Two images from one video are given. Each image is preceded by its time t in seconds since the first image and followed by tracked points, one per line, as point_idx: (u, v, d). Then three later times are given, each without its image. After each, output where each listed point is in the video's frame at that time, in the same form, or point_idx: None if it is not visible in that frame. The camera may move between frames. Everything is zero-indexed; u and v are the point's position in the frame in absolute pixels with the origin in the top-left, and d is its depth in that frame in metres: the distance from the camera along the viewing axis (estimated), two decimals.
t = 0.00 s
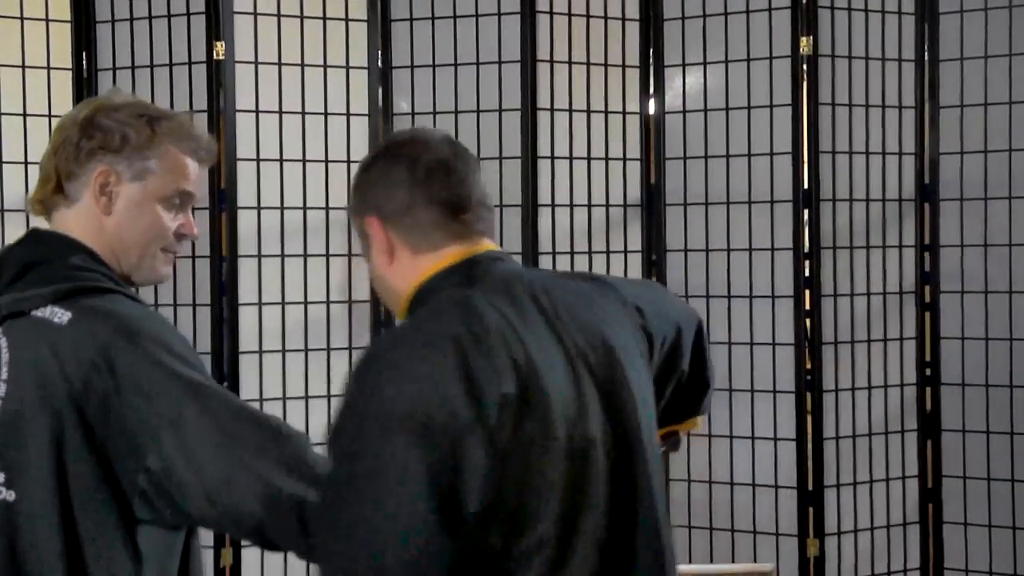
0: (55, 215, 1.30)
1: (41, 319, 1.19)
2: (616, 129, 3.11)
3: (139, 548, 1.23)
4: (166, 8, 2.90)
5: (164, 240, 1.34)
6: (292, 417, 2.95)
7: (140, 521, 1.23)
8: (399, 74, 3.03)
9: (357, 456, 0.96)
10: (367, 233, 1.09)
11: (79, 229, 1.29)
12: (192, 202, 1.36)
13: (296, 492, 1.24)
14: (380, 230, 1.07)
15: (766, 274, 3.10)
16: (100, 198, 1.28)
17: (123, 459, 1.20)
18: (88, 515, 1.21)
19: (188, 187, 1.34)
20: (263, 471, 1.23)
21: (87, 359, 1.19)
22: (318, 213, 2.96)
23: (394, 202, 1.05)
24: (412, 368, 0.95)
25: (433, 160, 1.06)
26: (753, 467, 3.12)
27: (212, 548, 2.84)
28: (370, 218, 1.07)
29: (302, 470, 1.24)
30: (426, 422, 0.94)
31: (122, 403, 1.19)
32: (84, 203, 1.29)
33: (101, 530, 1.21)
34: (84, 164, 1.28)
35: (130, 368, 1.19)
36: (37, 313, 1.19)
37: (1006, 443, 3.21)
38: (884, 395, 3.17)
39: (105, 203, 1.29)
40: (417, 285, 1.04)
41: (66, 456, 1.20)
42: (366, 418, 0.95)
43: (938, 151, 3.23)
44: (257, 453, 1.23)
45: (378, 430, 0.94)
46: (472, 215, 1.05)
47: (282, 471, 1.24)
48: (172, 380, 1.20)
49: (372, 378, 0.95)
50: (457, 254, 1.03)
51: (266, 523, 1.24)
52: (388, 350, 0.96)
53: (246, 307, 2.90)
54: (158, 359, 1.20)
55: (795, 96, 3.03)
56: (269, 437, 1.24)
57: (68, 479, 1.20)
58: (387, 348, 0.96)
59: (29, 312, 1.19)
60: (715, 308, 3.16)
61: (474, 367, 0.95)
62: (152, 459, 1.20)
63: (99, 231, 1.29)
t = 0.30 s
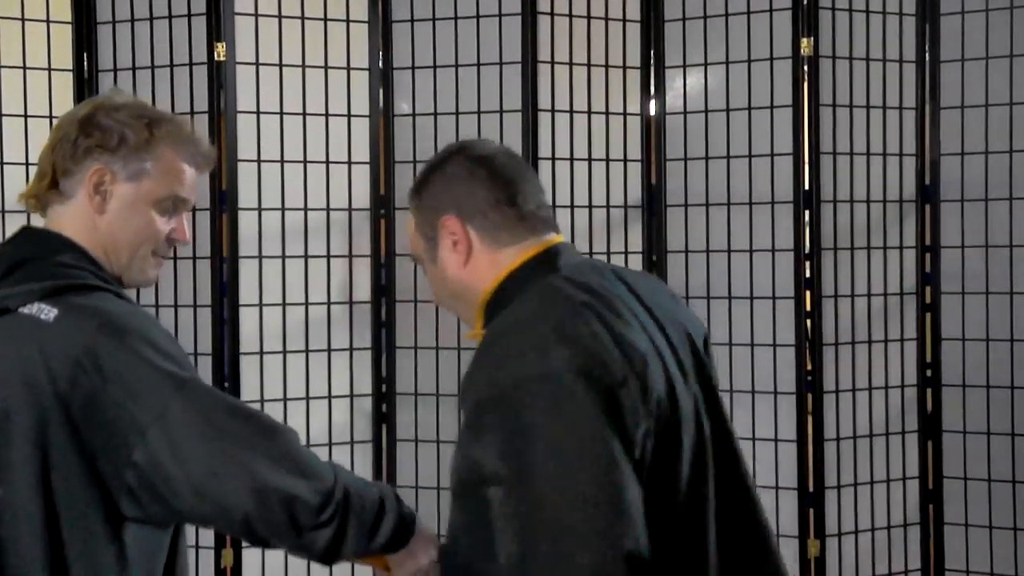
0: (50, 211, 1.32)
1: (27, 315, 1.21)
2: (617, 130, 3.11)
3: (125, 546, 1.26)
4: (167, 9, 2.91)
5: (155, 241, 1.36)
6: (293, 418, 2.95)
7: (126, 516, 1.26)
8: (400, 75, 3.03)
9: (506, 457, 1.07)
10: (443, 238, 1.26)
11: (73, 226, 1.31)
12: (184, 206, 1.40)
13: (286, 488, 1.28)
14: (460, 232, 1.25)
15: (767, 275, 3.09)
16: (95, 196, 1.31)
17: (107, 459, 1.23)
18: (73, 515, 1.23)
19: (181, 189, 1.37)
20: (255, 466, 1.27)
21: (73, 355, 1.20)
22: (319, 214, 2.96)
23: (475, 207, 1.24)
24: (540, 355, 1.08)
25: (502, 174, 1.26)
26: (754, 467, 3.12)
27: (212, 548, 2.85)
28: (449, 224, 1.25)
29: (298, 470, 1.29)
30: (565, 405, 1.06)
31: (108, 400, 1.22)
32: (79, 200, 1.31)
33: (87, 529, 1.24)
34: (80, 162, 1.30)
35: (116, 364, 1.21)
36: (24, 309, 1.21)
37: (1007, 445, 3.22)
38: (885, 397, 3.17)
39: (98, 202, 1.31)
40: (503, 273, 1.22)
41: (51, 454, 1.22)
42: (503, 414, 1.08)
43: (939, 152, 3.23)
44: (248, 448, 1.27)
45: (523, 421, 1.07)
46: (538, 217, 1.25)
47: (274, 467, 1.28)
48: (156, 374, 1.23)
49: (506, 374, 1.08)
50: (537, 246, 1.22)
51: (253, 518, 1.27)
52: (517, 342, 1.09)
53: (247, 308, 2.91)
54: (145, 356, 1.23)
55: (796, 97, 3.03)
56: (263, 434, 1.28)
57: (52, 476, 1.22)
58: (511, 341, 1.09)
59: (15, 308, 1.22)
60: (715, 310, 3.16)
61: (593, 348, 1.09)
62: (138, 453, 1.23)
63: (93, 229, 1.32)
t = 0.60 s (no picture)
0: (65, 206, 1.35)
1: (26, 310, 1.23)
2: (619, 129, 3.10)
3: (120, 544, 1.28)
4: (170, 8, 2.90)
5: (161, 255, 1.38)
6: (295, 417, 2.95)
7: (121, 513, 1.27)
8: (402, 74, 3.03)
9: (567, 406, 1.15)
10: (460, 235, 1.35)
11: (83, 226, 1.33)
12: (194, 229, 1.41)
13: (283, 485, 1.29)
14: (478, 230, 1.34)
15: (769, 275, 3.09)
16: (109, 200, 1.33)
17: (103, 456, 1.24)
18: (68, 514, 1.24)
19: (195, 212, 1.38)
20: (251, 463, 1.27)
21: (69, 352, 1.22)
22: (320, 213, 2.96)
23: (493, 205, 1.34)
24: (584, 297, 1.18)
25: (515, 175, 1.35)
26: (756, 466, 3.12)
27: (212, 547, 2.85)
28: (467, 221, 1.35)
29: (296, 465, 1.30)
30: (618, 333, 1.15)
31: (104, 396, 1.23)
32: (94, 200, 1.33)
33: (83, 527, 1.25)
34: (103, 164, 1.33)
35: (112, 360, 1.23)
36: (22, 304, 1.23)
37: (1010, 444, 3.19)
38: (887, 396, 3.17)
39: (112, 206, 1.33)
40: (523, 267, 1.32)
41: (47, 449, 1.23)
42: (557, 358, 1.16)
43: (941, 151, 3.23)
44: (244, 446, 1.27)
45: (580, 356, 1.15)
46: (550, 212, 1.35)
47: (271, 465, 1.28)
48: (152, 372, 1.23)
49: (555, 319, 1.18)
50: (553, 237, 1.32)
51: (248, 515, 1.27)
52: (561, 291, 1.20)
53: (249, 307, 2.92)
54: (144, 353, 1.24)
55: (798, 95, 3.03)
56: (261, 431, 1.28)
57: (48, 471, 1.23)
58: (553, 294, 1.20)
59: (13, 303, 1.23)
60: (717, 309, 3.14)
61: (633, 289, 1.19)
62: (134, 450, 1.23)
63: (101, 232, 1.34)
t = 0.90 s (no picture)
0: (81, 201, 1.44)
1: (29, 305, 1.26)
2: (625, 125, 3.09)
3: (119, 541, 1.31)
4: (175, 4, 2.91)
5: (167, 256, 1.47)
6: (301, 412, 2.96)
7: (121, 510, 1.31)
8: (407, 70, 3.04)
9: (558, 401, 1.12)
10: (442, 258, 1.39)
11: (94, 222, 1.43)
12: (202, 235, 1.50)
13: (280, 480, 1.29)
14: (457, 251, 1.38)
15: (775, 271, 3.08)
16: (122, 200, 1.42)
17: (102, 453, 1.27)
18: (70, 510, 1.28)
19: (204, 218, 1.47)
20: (250, 458, 1.28)
21: (70, 347, 1.25)
22: (327, 208, 2.97)
23: (471, 226, 1.37)
24: (561, 289, 1.16)
25: (491, 195, 1.39)
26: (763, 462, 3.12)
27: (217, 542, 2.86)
28: (448, 244, 1.38)
29: (296, 461, 1.31)
30: (599, 318, 1.12)
31: (105, 391, 1.25)
32: (107, 197, 1.43)
33: (83, 525, 1.29)
34: (120, 164, 1.43)
35: (112, 355, 1.26)
36: (26, 298, 1.27)
37: (1017, 439, 3.21)
38: (892, 391, 3.17)
39: (124, 205, 1.43)
40: (502, 280, 1.35)
41: (48, 446, 1.27)
42: (540, 353, 1.14)
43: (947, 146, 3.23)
44: (243, 441, 1.28)
45: (562, 347, 1.13)
46: (528, 228, 1.38)
47: (269, 461, 1.29)
48: (154, 368, 1.26)
49: (534, 315, 1.16)
50: (528, 248, 1.35)
51: (247, 509, 1.28)
52: (538, 287, 1.18)
53: (255, 302, 2.91)
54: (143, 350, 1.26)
55: (805, 91, 3.03)
56: (260, 426, 1.29)
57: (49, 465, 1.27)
58: (531, 291, 1.18)
59: (16, 297, 1.27)
60: (724, 304, 3.14)
61: (612, 279, 1.17)
62: (133, 445, 1.26)
63: (111, 230, 1.43)
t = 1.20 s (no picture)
0: (89, 187, 1.45)
1: (37, 292, 1.33)
2: (634, 111, 3.09)
3: (125, 528, 1.38)
4: None
5: (176, 243, 1.47)
6: (309, 400, 2.96)
7: (127, 497, 1.37)
8: (415, 56, 3.03)
9: (564, 393, 1.16)
10: (444, 253, 1.42)
11: (103, 209, 1.43)
12: (212, 221, 1.50)
13: (285, 472, 1.36)
14: (460, 245, 1.41)
15: (785, 256, 3.07)
16: (130, 186, 1.42)
17: (108, 442, 1.34)
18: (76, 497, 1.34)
19: (212, 204, 1.47)
20: (254, 448, 1.34)
21: (76, 333, 1.32)
22: (335, 193, 2.97)
23: (473, 220, 1.40)
24: (565, 282, 1.19)
25: (492, 188, 1.42)
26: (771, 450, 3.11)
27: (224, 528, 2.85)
28: (450, 239, 1.41)
29: (302, 451, 1.37)
30: (604, 311, 1.16)
31: (111, 379, 1.32)
32: (116, 184, 1.43)
33: (89, 511, 1.35)
34: (129, 151, 1.43)
35: (118, 342, 1.32)
36: (34, 286, 1.34)
37: None
38: (902, 377, 3.17)
39: (133, 191, 1.43)
40: (506, 273, 1.38)
41: (55, 435, 1.33)
42: (546, 346, 1.18)
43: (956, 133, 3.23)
44: (246, 430, 1.34)
45: (566, 341, 1.17)
46: (529, 221, 1.42)
47: (275, 452, 1.35)
48: (160, 356, 1.33)
49: (538, 309, 1.20)
50: (529, 241, 1.38)
51: (252, 499, 1.35)
52: (542, 281, 1.21)
53: (262, 288, 2.91)
54: (148, 339, 1.33)
55: (814, 77, 3.01)
56: (265, 417, 1.35)
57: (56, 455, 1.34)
58: (535, 285, 1.22)
59: (25, 284, 1.34)
60: (732, 290, 3.14)
61: (614, 270, 1.20)
62: (139, 433, 1.33)
63: (119, 217, 1.43)
